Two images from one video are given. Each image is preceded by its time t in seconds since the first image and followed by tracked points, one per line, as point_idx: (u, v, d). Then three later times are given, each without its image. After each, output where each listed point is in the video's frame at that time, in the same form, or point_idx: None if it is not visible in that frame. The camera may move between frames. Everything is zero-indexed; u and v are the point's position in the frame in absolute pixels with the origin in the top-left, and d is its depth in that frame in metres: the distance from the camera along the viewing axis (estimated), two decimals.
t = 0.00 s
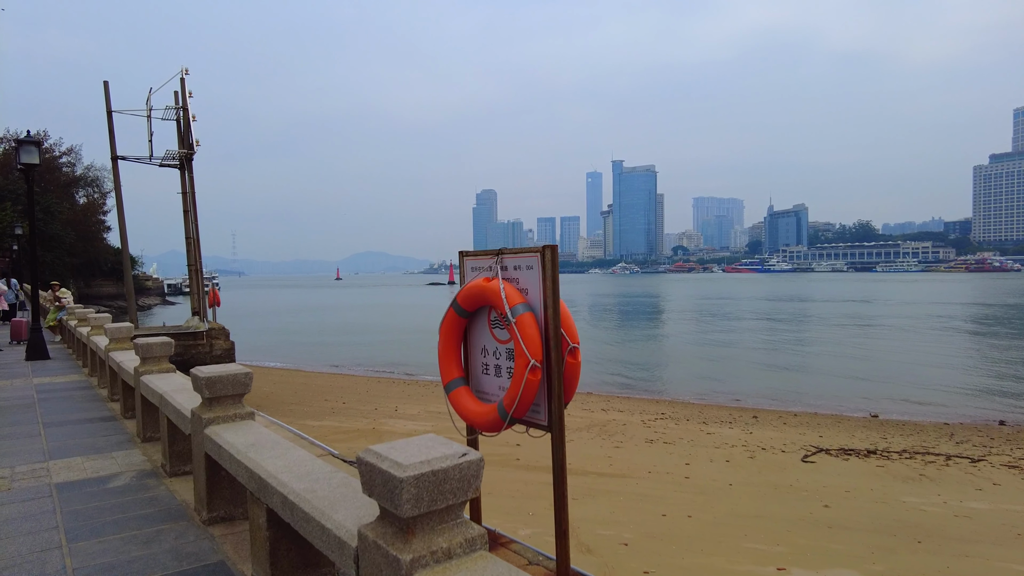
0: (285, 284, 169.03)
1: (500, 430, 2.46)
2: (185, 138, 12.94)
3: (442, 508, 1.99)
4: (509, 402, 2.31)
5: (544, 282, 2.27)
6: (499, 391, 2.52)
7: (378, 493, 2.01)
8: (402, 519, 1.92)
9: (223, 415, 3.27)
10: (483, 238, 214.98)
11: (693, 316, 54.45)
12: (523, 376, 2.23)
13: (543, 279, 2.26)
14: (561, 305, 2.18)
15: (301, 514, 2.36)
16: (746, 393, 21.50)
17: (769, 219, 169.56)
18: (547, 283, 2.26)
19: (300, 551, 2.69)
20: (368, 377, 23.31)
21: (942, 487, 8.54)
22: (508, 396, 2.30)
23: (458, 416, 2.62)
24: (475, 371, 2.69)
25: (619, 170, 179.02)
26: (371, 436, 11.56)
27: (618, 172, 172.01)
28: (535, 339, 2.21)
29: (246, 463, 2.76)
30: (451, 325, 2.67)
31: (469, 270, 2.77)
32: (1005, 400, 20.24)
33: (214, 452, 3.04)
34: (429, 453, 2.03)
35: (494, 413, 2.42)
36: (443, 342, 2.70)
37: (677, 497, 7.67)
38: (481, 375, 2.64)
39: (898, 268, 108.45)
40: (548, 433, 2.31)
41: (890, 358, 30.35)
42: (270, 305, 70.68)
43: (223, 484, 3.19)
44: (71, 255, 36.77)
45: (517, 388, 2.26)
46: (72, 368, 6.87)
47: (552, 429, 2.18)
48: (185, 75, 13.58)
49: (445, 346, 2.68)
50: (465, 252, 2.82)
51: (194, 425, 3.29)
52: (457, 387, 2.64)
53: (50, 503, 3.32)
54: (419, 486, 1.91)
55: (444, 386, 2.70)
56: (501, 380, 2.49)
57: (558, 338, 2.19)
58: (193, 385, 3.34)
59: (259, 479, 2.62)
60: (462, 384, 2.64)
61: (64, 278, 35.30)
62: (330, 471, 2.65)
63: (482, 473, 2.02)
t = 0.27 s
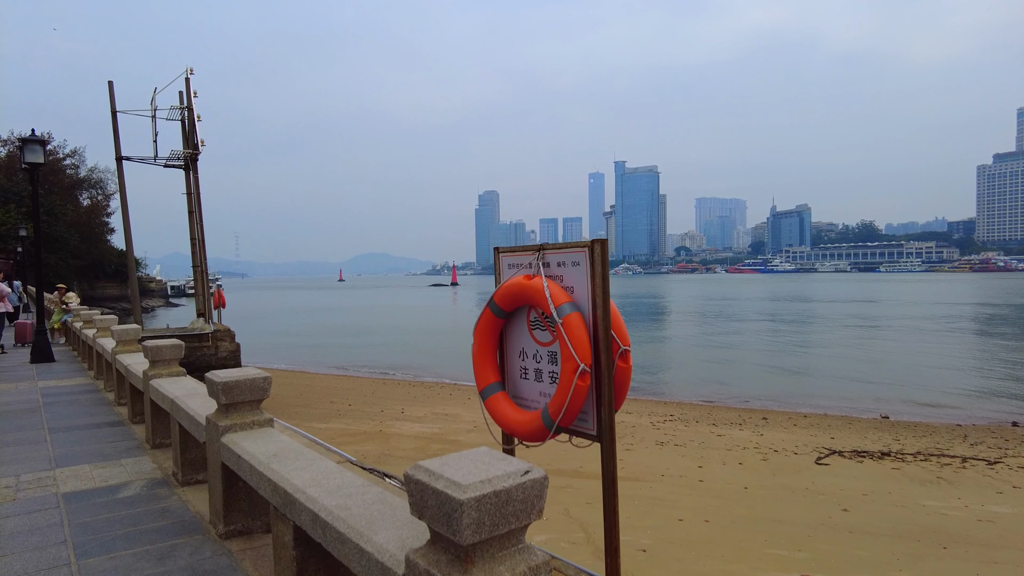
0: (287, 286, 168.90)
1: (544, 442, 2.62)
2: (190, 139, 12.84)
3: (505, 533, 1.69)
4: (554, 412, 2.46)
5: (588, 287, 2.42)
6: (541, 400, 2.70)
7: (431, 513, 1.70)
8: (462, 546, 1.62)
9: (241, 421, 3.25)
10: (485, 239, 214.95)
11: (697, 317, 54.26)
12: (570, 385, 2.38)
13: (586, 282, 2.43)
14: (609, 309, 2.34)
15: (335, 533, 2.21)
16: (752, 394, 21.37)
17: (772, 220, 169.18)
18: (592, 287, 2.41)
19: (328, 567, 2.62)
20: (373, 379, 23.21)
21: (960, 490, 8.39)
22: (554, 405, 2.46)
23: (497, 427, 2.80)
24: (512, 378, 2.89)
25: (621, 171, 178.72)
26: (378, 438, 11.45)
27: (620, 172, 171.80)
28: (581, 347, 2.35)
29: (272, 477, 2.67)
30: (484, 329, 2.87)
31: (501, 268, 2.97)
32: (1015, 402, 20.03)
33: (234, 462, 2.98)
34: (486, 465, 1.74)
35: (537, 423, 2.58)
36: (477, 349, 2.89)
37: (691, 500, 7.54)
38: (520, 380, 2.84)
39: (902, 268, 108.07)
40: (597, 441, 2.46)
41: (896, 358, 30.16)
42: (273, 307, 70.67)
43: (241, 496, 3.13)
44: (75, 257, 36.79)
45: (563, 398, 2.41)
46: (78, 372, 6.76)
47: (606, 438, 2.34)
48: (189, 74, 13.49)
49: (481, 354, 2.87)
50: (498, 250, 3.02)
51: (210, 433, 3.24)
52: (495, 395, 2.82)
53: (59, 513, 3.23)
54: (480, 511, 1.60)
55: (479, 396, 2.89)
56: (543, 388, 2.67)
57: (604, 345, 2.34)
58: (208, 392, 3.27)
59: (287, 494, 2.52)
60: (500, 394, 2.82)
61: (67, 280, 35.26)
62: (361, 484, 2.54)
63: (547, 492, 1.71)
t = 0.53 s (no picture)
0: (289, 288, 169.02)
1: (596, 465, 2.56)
2: (194, 140, 12.73)
3: None
4: (610, 434, 2.40)
5: (645, 294, 2.37)
6: (590, 417, 2.65)
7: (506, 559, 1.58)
8: None
9: (261, 437, 3.17)
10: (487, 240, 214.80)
11: (701, 318, 54.08)
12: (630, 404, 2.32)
13: (644, 290, 2.37)
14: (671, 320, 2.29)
15: (378, 570, 2.08)
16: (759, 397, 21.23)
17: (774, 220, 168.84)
18: (649, 293, 2.35)
19: None
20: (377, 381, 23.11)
21: (980, 495, 8.24)
22: (615, 424, 2.38)
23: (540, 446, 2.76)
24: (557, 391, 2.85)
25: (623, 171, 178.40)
26: (385, 443, 11.33)
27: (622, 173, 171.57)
28: (643, 361, 2.29)
29: (300, 503, 2.58)
30: (526, 340, 2.84)
31: (544, 274, 2.95)
32: None
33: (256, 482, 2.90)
34: (560, 507, 1.62)
35: (591, 445, 2.51)
36: (518, 361, 2.85)
37: (707, 506, 7.41)
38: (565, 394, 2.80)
39: (905, 267, 107.75)
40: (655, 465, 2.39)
41: (903, 359, 29.98)
42: (275, 309, 70.63)
43: (261, 517, 3.03)
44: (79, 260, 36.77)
45: (620, 419, 2.35)
46: (83, 378, 6.63)
47: (668, 461, 2.28)
48: (193, 76, 13.37)
49: (524, 368, 2.84)
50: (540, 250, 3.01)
51: (228, 450, 3.16)
52: (539, 411, 2.77)
53: (67, 533, 3.12)
54: (565, 559, 1.49)
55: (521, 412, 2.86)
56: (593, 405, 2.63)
57: (665, 360, 2.29)
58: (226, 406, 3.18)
59: (319, 523, 2.42)
60: (545, 408, 2.78)
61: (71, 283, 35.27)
62: (400, 512, 2.44)
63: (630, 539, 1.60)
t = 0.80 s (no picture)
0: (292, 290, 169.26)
1: (662, 479, 2.51)
2: (200, 141, 12.64)
3: None
4: (681, 447, 2.35)
5: (718, 297, 2.33)
6: (653, 427, 2.61)
7: None
8: None
9: (289, 447, 3.10)
10: (490, 243, 214.76)
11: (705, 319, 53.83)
12: (705, 415, 2.27)
13: (717, 292, 2.33)
14: (747, 322, 2.25)
15: None
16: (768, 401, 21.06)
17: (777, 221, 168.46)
18: (723, 294, 2.31)
19: None
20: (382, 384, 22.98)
21: (1001, 500, 8.10)
22: (688, 435, 2.33)
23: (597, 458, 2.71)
24: (612, 399, 2.82)
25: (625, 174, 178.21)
26: (393, 446, 11.22)
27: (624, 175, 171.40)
28: (719, 368, 2.25)
29: (340, 520, 2.49)
30: (580, 346, 2.80)
31: (597, 275, 2.90)
32: None
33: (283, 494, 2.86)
34: (671, 540, 1.56)
35: (658, 457, 2.46)
36: (572, 369, 2.81)
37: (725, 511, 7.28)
38: (622, 403, 2.75)
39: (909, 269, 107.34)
40: (729, 477, 2.35)
41: (909, 362, 29.78)
42: (279, 311, 70.57)
43: (289, 532, 3.00)
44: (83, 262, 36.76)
45: (694, 431, 2.30)
46: (90, 381, 6.52)
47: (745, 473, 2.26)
48: (199, 76, 13.28)
49: (578, 377, 2.79)
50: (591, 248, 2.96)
51: (255, 460, 3.09)
52: (596, 421, 2.72)
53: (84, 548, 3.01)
54: None
55: (575, 423, 2.81)
56: (656, 414, 2.59)
57: (742, 368, 2.24)
58: (254, 415, 3.11)
59: (364, 542, 2.33)
60: (602, 419, 2.73)
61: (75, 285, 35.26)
62: (451, 533, 2.31)
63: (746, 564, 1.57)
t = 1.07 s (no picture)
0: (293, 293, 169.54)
1: (734, 506, 2.41)
2: (205, 143, 12.56)
3: None
4: (760, 474, 2.25)
5: (800, 312, 2.24)
6: (720, 450, 2.52)
7: None
8: None
9: (321, 464, 3.00)
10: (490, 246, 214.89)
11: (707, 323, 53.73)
12: (790, 440, 2.17)
13: (799, 305, 2.23)
14: (832, 341, 2.15)
15: None
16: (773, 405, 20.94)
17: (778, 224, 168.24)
18: (806, 310, 2.22)
19: None
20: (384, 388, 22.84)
21: (1017, 508, 7.98)
22: (767, 460, 2.23)
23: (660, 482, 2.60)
24: (672, 418, 2.72)
25: (625, 176, 178.24)
26: (399, 452, 11.10)
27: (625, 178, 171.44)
28: (804, 390, 2.15)
29: (382, 547, 2.36)
30: (640, 362, 2.69)
31: (656, 284, 2.80)
32: None
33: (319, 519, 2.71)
34: None
35: (732, 483, 2.36)
36: (630, 387, 2.70)
37: (740, 520, 7.17)
38: (685, 423, 2.66)
39: (910, 272, 107.57)
40: (809, 505, 2.25)
41: (914, 366, 29.64)
42: (280, 314, 70.48)
43: (319, 557, 2.93)
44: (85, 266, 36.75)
45: (776, 456, 2.20)
46: (97, 388, 6.40)
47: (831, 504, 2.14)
48: (204, 79, 13.20)
49: (637, 395, 2.69)
50: (648, 255, 2.87)
51: (285, 480, 2.97)
52: (659, 442, 2.62)
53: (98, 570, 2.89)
54: None
55: (634, 444, 2.71)
56: (725, 436, 2.49)
57: (828, 388, 2.14)
58: (282, 429, 2.98)
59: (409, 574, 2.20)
60: (664, 441, 2.63)
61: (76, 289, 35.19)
62: (512, 570, 2.18)
63: None
